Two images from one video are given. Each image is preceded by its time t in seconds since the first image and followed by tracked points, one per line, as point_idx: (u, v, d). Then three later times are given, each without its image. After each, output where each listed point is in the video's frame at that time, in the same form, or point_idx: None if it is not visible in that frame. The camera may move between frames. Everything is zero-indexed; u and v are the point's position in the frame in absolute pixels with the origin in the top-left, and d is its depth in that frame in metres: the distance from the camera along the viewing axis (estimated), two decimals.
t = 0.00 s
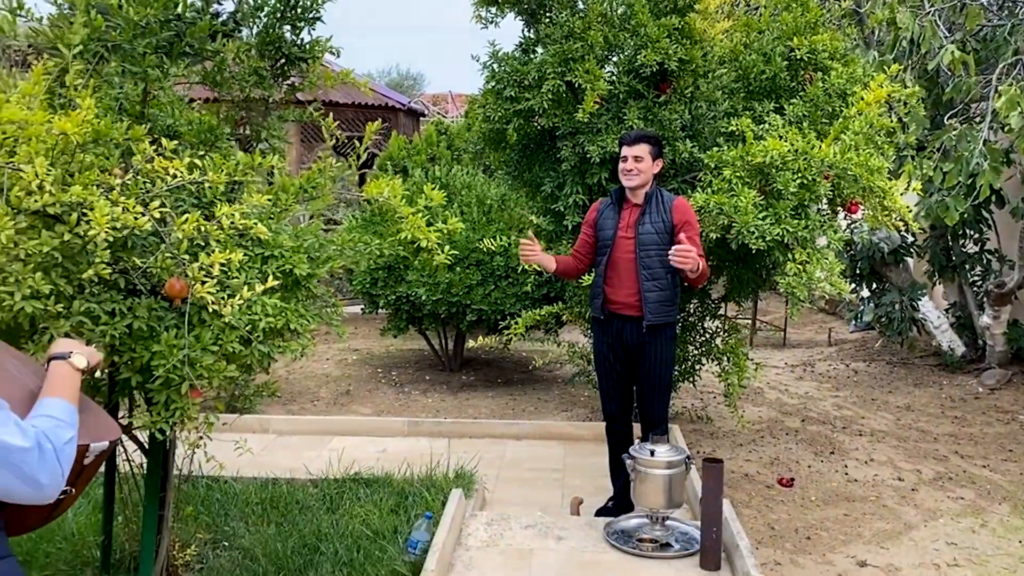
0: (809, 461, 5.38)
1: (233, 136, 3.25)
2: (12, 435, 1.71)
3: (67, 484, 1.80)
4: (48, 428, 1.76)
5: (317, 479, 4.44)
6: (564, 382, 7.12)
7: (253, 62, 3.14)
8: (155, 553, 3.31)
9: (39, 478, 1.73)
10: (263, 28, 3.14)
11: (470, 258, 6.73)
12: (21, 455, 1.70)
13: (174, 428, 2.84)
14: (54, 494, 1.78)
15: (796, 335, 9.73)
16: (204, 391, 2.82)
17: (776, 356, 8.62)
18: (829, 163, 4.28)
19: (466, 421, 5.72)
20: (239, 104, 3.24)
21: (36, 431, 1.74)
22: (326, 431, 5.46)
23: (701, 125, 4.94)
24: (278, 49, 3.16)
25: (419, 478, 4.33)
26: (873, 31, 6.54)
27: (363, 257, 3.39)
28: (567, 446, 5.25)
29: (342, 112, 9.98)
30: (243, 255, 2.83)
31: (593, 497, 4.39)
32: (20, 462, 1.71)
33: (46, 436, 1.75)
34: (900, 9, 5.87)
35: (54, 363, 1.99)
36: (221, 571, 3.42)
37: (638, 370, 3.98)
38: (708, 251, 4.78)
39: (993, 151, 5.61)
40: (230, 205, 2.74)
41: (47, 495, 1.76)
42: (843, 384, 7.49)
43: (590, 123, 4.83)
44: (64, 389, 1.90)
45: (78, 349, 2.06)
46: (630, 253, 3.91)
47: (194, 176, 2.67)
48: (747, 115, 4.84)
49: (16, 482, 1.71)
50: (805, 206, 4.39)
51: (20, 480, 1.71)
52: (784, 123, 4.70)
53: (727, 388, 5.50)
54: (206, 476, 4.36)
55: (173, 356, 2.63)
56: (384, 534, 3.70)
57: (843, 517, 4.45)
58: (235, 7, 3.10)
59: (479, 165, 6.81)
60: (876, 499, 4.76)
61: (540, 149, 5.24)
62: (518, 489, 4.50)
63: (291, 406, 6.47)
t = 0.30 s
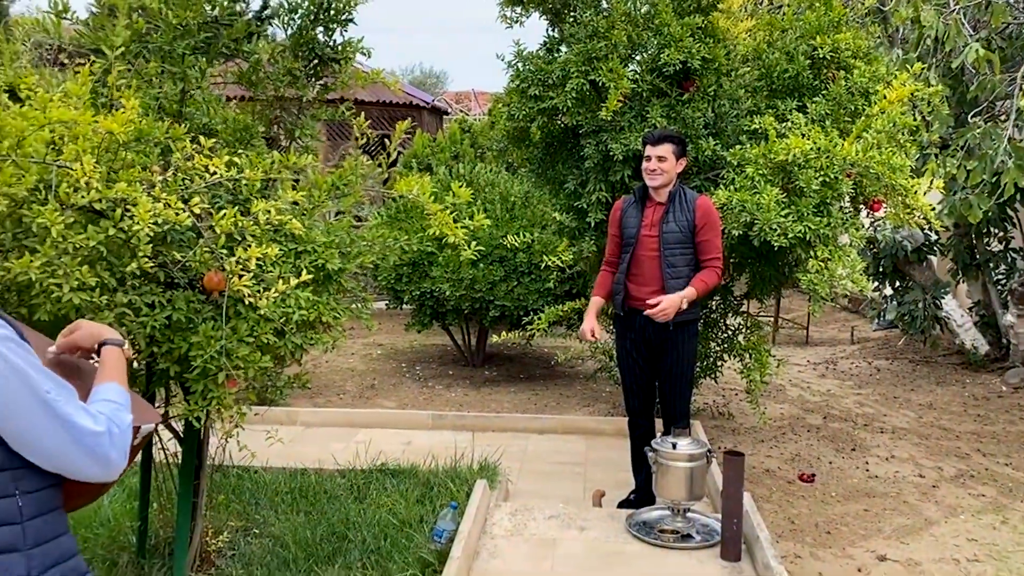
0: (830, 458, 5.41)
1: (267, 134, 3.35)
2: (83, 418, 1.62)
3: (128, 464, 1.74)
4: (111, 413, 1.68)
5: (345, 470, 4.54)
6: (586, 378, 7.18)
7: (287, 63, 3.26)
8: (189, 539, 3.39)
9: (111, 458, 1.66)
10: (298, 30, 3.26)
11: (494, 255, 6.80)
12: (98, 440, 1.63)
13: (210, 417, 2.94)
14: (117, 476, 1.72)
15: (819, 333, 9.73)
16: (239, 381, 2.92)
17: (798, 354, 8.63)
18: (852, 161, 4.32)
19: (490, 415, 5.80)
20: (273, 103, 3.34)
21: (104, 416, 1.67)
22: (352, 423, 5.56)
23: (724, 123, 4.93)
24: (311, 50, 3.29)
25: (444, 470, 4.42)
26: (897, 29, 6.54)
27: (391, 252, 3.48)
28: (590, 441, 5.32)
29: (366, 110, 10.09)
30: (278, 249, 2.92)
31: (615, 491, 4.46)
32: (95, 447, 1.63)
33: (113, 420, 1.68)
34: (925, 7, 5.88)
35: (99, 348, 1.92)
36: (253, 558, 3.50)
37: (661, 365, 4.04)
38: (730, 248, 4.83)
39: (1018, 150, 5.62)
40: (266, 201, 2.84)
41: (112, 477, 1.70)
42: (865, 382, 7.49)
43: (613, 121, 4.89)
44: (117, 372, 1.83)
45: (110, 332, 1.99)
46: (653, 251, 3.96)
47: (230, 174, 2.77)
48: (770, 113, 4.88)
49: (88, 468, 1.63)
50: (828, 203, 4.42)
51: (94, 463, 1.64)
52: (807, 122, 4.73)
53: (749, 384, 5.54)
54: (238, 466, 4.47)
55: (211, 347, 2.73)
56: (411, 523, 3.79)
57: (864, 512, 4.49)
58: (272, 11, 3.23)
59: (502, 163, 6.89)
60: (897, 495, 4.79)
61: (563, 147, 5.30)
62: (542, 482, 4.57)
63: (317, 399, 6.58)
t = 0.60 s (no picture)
0: (858, 458, 5.38)
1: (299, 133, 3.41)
2: (150, 389, 1.72)
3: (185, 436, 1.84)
4: (174, 385, 1.77)
5: (373, 464, 4.60)
6: (612, 376, 7.19)
7: (320, 62, 3.36)
8: (222, 530, 3.46)
9: (176, 425, 1.76)
10: (330, 30, 3.31)
11: (520, 252, 6.83)
12: (165, 407, 1.73)
13: (243, 410, 3.00)
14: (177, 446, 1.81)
15: (846, 333, 9.66)
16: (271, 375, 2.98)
17: (825, 354, 8.58)
18: (881, 160, 4.30)
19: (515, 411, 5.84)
20: (306, 102, 3.42)
21: (167, 387, 1.77)
22: (379, 419, 5.62)
23: (752, 121, 4.92)
24: (343, 50, 3.34)
25: (470, 466, 4.46)
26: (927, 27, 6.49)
27: (421, 249, 3.52)
28: (615, 439, 5.34)
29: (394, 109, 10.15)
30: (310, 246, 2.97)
31: (641, 488, 4.48)
32: (162, 415, 1.72)
33: (175, 390, 1.77)
34: (957, 4, 5.83)
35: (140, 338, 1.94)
36: (284, 550, 3.56)
37: (688, 363, 4.04)
38: (758, 247, 4.82)
39: None
40: (299, 200, 2.90)
41: (175, 448, 1.79)
42: (893, 382, 7.43)
43: (641, 119, 4.90)
44: (164, 355, 1.87)
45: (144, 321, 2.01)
46: (680, 250, 3.97)
47: (265, 172, 2.83)
48: (799, 112, 4.88)
49: (157, 437, 1.73)
50: (856, 202, 4.41)
51: (162, 430, 1.73)
52: (835, 121, 4.72)
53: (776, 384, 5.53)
54: (268, 460, 4.55)
55: (246, 342, 2.79)
56: (438, 517, 3.83)
57: (891, 512, 4.47)
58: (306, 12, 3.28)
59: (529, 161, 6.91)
60: (926, 495, 4.76)
61: (590, 146, 5.31)
62: (567, 479, 4.60)
63: (345, 394, 6.65)
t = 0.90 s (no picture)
0: (885, 459, 5.35)
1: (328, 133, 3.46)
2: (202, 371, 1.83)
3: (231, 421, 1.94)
4: (222, 369, 1.89)
5: (400, 460, 4.65)
6: (637, 376, 7.19)
7: (350, 63, 3.40)
8: (252, 522, 3.52)
9: (226, 407, 1.86)
10: (360, 32, 3.36)
11: (546, 251, 6.85)
12: (217, 387, 1.83)
13: (273, 405, 3.05)
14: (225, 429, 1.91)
15: (874, 334, 9.58)
16: (301, 370, 3.03)
17: (853, 355, 8.51)
18: (910, 160, 4.28)
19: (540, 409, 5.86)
20: (336, 103, 3.46)
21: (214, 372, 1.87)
22: (405, 415, 5.67)
23: (780, 121, 4.89)
24: (373, 51, 3.40)
25: (496, 463, 4.49)
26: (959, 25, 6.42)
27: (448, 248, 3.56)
28: (639, 438, 5.34)
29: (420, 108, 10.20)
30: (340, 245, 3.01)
31: (666, 487, 4.49)
32: (214, 396, 1.83)
33: (220, 374, 1.88)
34: (989, 2, 5.77)
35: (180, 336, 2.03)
36: (313, 544, 3.61)
37: (715, 363, 4.04)
38: (786, 247, 4.80)
39: None
40: (329, 199, 2.94)
41: (222, 430, 1.88)
42: (922, 383, 7.37)
43: (668, 118, 4.90)
44: (206, 350, 1.96)
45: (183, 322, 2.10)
46: (708, 249, 3.97)
47: (295, 171, 2.88)
48: (827, 111, 4.86)
49: (208, 417, 1.83)
50: (885, 202, 4.39)
51: (214, 411, 1.83)
52: (864, 120, 4.70)
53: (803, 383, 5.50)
54: (296, 455, 4.61)
55: (278, 338, 2.84)
56: (464, 513, 3.87)
57: (919, 514, 4.44)
58: (336, 14, 3.34)
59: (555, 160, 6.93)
60: (954, 497, 4.73)
61: (617, 145, 5.31)
62: (592, 477, 4.62)
63: (371, 391, 6.72)
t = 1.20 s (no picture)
0: (914, 461, 5.30)
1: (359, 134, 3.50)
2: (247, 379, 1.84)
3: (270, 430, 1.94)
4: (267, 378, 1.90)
5: (427, 458, 4.68)
6: (663, 376, 7.18)
7: (381, 64, 3.44)
8: (282, 518, 3.57)
9: (266, 417, 1.87)
10: (391, 33, 3.39)
11: (572, 251, 6.86)
12: (260, 397, 1.84)
13: (304, 401, 3.10)
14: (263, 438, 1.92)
15: (904, 335, 9.49)
16: (332, 367, 3.07)
17: (882, 356, 8.43)
18: (940, 160, 4.25)
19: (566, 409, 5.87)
20: (367, 103, 3.50)
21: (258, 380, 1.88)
22: (431, 413, 5.70)
23: (809, 120, 4.86)
24: (403, 52, 3.44)
25: (522, 461, 4.51)
26: (993, 23, 6.34)
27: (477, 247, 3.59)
28: (666, 438, 5.34)
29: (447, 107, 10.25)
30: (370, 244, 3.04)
31: (693, 487, 4.49)
32: (257, 405, 1.84)
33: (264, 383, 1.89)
34: None
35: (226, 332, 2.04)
36: (341, 539, 3.65)
37: (743, 363, 4.04)
38: (815, 247, 4.78)
39: None
40: (360, 198, 2.97)
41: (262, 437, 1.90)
42: (952, 385, 7.28)
43: (696, 118, 4.89)
44: (250, 349, 1.97)
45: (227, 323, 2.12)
46: (737, 250, 3.96)
47: (328, 172, 2.92)
48: (857, 111, 4.83)
49: (249, 425, 1.84)
50: (915, 202, 4.35)
51: (254, 420, 1.84)
52: (894, 120, 4.66)
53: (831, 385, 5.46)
54: (325, 452, 4.66)
55: (309, 336, 2.89)
56: (491, 511, 3.89)
57: (949, 517, 4.41)
58: (367, 15, 3.37)
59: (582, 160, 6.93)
60: (985, 501, 4.68)
61: (644, 144, 5.31)
62: (618, 477, 4.63)
63: (398, 389, 6.76)
